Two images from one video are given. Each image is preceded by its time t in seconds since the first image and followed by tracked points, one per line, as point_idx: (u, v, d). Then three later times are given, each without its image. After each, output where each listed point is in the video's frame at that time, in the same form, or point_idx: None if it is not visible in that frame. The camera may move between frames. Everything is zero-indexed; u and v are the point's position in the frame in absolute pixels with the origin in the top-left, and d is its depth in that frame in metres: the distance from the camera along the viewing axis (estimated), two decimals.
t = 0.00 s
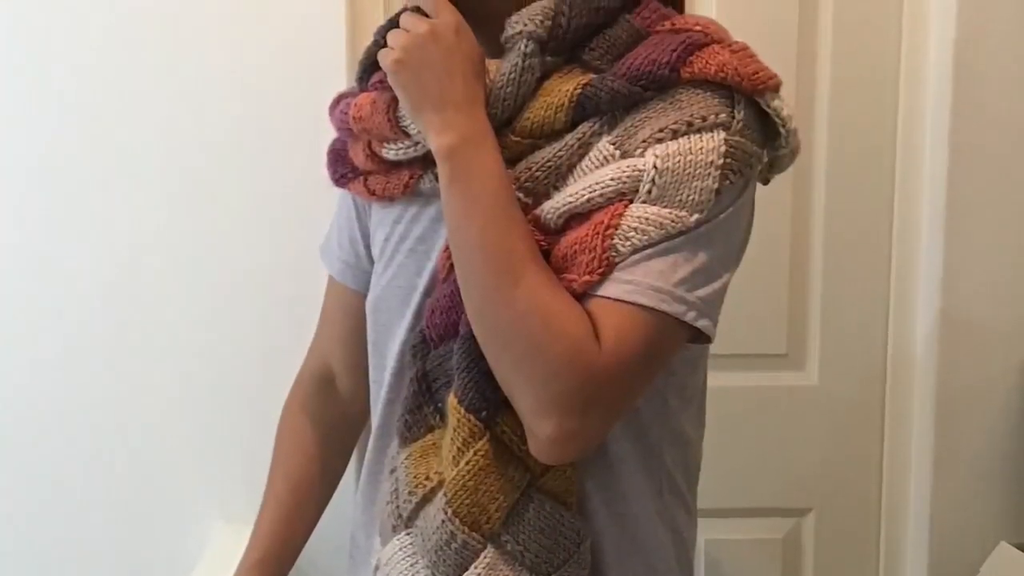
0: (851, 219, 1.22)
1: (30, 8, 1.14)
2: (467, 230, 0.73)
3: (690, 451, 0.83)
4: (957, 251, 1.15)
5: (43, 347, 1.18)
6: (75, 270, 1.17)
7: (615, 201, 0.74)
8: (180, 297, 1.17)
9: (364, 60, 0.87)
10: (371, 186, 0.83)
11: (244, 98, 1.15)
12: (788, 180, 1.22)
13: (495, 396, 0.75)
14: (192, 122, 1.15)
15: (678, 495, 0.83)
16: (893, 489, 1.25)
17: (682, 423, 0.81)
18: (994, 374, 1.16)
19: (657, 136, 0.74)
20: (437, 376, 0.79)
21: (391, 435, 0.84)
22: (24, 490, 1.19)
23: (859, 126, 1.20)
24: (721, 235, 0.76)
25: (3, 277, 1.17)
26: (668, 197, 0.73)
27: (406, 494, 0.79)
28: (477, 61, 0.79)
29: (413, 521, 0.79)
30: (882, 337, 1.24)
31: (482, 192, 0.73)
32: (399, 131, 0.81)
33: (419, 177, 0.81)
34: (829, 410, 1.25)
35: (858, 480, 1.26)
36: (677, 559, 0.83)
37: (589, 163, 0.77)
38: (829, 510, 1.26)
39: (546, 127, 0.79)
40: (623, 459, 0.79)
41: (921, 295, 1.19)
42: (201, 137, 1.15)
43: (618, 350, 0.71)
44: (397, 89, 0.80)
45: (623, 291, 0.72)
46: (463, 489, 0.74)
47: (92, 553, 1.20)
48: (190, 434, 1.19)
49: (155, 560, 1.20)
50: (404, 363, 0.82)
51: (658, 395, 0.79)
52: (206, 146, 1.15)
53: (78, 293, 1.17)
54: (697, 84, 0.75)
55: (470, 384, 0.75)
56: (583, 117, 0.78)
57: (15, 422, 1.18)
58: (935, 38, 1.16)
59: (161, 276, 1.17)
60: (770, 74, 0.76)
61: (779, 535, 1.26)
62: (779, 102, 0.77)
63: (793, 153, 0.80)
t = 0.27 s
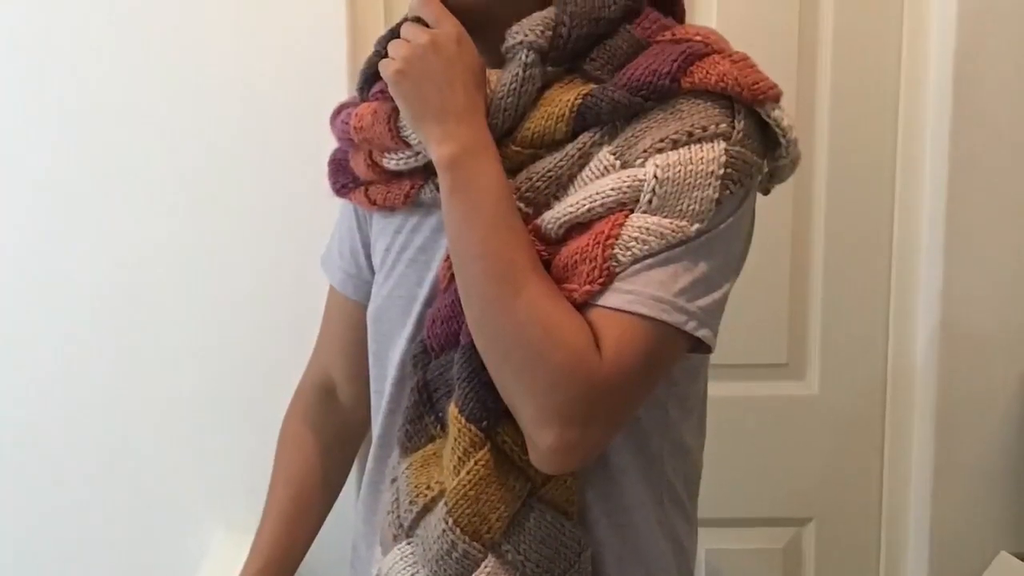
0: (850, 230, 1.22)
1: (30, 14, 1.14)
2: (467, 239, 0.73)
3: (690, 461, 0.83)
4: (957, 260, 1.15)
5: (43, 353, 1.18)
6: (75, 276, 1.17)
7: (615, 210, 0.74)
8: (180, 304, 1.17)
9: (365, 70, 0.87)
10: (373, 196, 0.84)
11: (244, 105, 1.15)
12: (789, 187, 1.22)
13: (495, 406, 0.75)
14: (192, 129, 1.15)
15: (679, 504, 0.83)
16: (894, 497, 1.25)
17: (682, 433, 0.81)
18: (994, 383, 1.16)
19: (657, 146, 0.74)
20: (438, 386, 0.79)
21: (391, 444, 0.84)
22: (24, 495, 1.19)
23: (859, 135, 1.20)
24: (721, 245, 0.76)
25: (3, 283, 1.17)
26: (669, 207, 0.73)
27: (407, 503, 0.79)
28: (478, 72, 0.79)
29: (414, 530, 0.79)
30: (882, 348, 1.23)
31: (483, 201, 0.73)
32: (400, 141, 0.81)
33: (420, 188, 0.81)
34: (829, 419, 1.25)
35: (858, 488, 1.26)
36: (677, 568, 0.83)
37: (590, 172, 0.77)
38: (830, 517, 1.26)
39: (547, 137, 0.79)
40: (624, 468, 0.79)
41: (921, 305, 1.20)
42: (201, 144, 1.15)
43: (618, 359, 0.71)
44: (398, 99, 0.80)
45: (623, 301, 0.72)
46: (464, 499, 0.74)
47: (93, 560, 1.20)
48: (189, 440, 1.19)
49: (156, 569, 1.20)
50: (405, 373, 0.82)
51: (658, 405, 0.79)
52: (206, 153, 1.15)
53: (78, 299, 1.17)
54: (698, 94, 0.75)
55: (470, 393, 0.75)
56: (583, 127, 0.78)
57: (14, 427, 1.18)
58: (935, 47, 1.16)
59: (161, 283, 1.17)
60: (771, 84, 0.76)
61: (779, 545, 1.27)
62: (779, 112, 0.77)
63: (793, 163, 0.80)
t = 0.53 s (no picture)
0: (850, 237, 1.22)
1: (31, 22, 1.14)
2: (468, 249, 0.73)
3: (690, 470, 0.83)
4: (957, 268, 1.15)
5: (43, 359, 1.18)
6: (75, 282, 1.17)
7: (616, 220, 0.74)
8: (181, 310, 1.17)
9: (366, 81, 0.87)
10: (374, 207, 0.84)
11: (245, 113, 1.15)
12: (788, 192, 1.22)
13: (497, 415, 0.75)
14: (193, 136, 1.15)
15: (679, 513, 0.83)
16: (894, 504, 1.25)
17: (682, 442, 0.81)
18: (994, 391, 1.16)
19: (658, 156, 0.74)
20: (439, 396, 0.79)
21: (393, 454, 0.84)
22: (25, 502, 1.19)
23: (859, 143, 1.21)
24: (721, 255, 0.76)
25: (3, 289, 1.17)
26: (669, 217, 0.73)
27: (408, 513, 0.79)
28: (478, 82, 0.80)
29: (415, 540, 0.79)
30: (882, 356, 1.24)
31: (484, 212, 0.73)
32: (400, 151, 0.81)
33: (421, 198, 0.81)
34: (829, 428, 1.25)
35: (858, 495, 1.26)
36: None
37: (590, 183, 0.77)
38: (829, 525, 1.26)
39: (548, 147, 0.79)
40: (624, 478, 0.79)
41: (921, 313, 1.20)
42: (201, 152, 1.16)
43: (618, 369, 0.71)
44: (398, 109, 0.80)
45: (623, 311, 0.72)
46: (465, 509, 0.74)
47: (94, 567, 1.20)
48: (190, 447, 1.19)
49: None
50: (405, 383, 0.82)
51: (658, 415, 0.79)
52: (207, 161, 1.16)
53: (78, 306, 1.17)
54: (698, 104, 0.75)
55: (471, 403, 0.75)
56: (584, 136, 0.78)
57: (15, 434, 1.19)
58: (935, 55, 1.16)
59: (161, 290, 1.17)
60: (771, 95, 0.76)
61: (779, 555, 1.27)
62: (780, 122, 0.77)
63: (793, 173, 0.80)
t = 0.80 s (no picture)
0: (850, 245, 1.22)
1: (30, 30, 1.14)
2: (469, 259, 0.73)
3: (691, 480, 0.84)
4: (956, 277, 1.15)
5: (43, 367, 1.18)
6: (75, 290, 1.17)
7: (616, 230, 0.74)
8: (181, 315, 1.17)
9: (367, 90, 0.87)
10: (375, 217, 0.84)
11: (245, 123, 1.15)
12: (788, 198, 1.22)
13: (497, 425, 0.75)
14: (192, 145, 1.15)
15: (679, 523, 0.83)
16: (894, 512, 1.25)
17: (682, 452, 0.82)
18: (994, 400, 1.16)
19: (659, 166, 0.74)
20: (440, 406, 0.79)
21: (393, 463, 0.84)
22: (25, 509, 1.19)
23: (859, 150, 1.21)
24: (722, 265, 0.76)
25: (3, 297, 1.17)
26: (670, 227, 0.73)
27: (409, 522, 0.79)
28: (479, 93, 0.80)
29: (415, 549, 0.79)
30: (882, 363, 1.24)
31: (484, 222, 0.73)
32: (401, 161, 0.81)
33: (421, 208, 0.81)
34: (830, 438, 1.25)
35: (858, 501, 1.26)
36: None
37: (591, 193, 0.77)
38: (830, 532, 1.26)
39: (549, 157, 0.79)
40: (625, 488, 0.79)
41: (921, 321, 1.20)
42: (201, 160, 1.16)
43: (618, 380, 0.71)
44: (399, 120, 0.80)
45: (623, 321, 0.72)
46: (465, 518, 0.74)
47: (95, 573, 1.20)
48: (191, 453, 1.19)
49: None
50: (406, 393, 0.82)
51: (659, 426, 0.79)
52: (206, 169, 1.16)
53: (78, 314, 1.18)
54: (699, 114, 0.76)
55: (471, 413, 0.75)
56: (585, 146, 0.78)
57: (14, 440, 1.19)
58: (934, 63, 1.17)
59: (161, 297, 1.17)
60: (772, 105, 0.76)
61: (780, 563, 1.27)
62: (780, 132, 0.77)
63: (793, 183, 0.81)
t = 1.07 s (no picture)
0: (849, 254, 1.23)
1: (31, 41, 1.14)
2: (470, 269, 0.73)
3: (691, 489, 0.84)
4: (957, 282, 1.15)
5: (43, 376, 1.18)
6: (76, 297, 1.17)
7: (617, 240, 0.75)
8: (182, 321, 1.18)
9: (368, 100, 0.88)
10: (375, 227, 0.84)
11: (245, 134, 1.15)
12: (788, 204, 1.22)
13: (499, 435, 0.75)
14: (192, 155, 1.16)
15: (680, 532, 0.83)
16: (894, 521, 1.25)
17: (683, 462, 0.82)
18: (994, 411, 1.16)
19: (659, 176, 0.74)
20: (441, 416, 0.79)
21: (395, 472, 0.85)
22: (27, 516, 1.20)
23: (859, 156, 1.21)
24: (722, 274, 0.76)
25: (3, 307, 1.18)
26: (671, 237, 0.73)
27: (410, 532, 0.79)
28: (479, 103, 0.80)
29: (416, 559, 0.79)
30: (882, 374, 1.24)
31: (486, 231, 0.74)
32: (402, 171, 0.81)
33: (423, 218, 0.82)
34: (830, 448, 1.25)
35: (858, 507, 1.26)
36: None
37: (592, 203, 0.77)
38: (831, 537, 1.27)
39: (550, 167, 0.79)
40: (626, 498, 0.79)
41: (921, 330, 1.20)
42: (201, 170, 1.16)
43: (619, 389, 0.71)
44: (399, 130, 0.80)
45: (624, 330, 0.72)
46: (466, 528, 0.74)
47: None
48: (193, 460, 1.19)
49: None
50: (407, 403, 0.83)
51: (659, 435, 0.79)
52: (206, 179, 1.16)
53: (77, 323, 1.18)
54: (700, 124, 0.76)
55: (473, 422, 0.75)
56: (586, 156, 0.78)
57: (15, 444, 1.19)
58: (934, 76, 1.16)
59: (161, 306, 1.17)
60: (772, 115, 0.76)
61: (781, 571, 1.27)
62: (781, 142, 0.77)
63: (793, 193, 0.80)
